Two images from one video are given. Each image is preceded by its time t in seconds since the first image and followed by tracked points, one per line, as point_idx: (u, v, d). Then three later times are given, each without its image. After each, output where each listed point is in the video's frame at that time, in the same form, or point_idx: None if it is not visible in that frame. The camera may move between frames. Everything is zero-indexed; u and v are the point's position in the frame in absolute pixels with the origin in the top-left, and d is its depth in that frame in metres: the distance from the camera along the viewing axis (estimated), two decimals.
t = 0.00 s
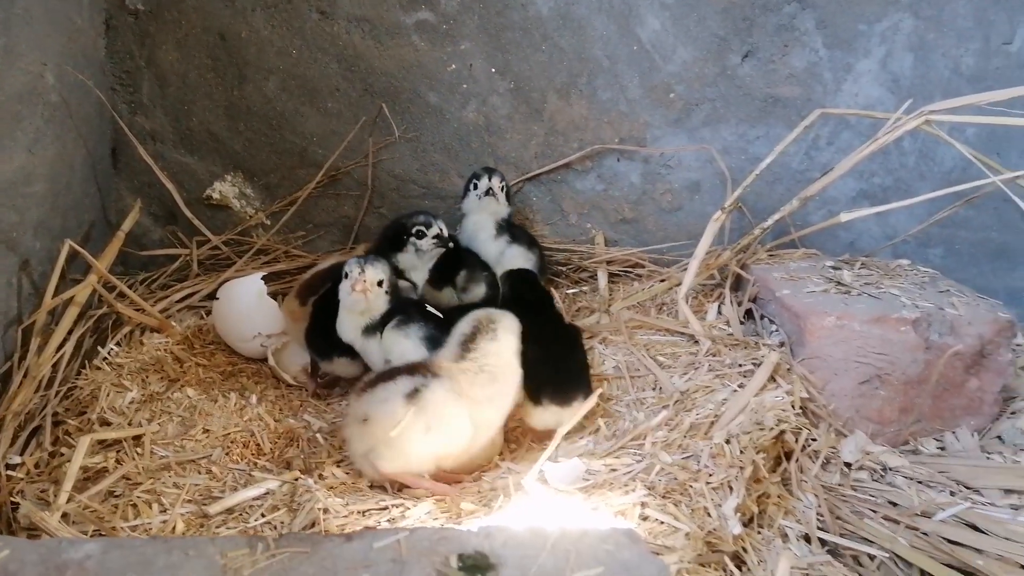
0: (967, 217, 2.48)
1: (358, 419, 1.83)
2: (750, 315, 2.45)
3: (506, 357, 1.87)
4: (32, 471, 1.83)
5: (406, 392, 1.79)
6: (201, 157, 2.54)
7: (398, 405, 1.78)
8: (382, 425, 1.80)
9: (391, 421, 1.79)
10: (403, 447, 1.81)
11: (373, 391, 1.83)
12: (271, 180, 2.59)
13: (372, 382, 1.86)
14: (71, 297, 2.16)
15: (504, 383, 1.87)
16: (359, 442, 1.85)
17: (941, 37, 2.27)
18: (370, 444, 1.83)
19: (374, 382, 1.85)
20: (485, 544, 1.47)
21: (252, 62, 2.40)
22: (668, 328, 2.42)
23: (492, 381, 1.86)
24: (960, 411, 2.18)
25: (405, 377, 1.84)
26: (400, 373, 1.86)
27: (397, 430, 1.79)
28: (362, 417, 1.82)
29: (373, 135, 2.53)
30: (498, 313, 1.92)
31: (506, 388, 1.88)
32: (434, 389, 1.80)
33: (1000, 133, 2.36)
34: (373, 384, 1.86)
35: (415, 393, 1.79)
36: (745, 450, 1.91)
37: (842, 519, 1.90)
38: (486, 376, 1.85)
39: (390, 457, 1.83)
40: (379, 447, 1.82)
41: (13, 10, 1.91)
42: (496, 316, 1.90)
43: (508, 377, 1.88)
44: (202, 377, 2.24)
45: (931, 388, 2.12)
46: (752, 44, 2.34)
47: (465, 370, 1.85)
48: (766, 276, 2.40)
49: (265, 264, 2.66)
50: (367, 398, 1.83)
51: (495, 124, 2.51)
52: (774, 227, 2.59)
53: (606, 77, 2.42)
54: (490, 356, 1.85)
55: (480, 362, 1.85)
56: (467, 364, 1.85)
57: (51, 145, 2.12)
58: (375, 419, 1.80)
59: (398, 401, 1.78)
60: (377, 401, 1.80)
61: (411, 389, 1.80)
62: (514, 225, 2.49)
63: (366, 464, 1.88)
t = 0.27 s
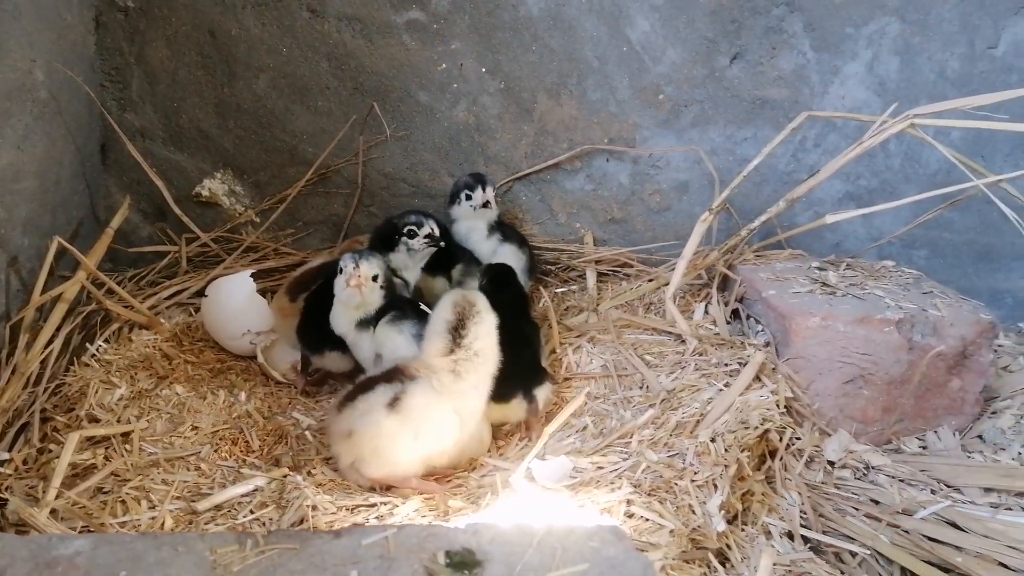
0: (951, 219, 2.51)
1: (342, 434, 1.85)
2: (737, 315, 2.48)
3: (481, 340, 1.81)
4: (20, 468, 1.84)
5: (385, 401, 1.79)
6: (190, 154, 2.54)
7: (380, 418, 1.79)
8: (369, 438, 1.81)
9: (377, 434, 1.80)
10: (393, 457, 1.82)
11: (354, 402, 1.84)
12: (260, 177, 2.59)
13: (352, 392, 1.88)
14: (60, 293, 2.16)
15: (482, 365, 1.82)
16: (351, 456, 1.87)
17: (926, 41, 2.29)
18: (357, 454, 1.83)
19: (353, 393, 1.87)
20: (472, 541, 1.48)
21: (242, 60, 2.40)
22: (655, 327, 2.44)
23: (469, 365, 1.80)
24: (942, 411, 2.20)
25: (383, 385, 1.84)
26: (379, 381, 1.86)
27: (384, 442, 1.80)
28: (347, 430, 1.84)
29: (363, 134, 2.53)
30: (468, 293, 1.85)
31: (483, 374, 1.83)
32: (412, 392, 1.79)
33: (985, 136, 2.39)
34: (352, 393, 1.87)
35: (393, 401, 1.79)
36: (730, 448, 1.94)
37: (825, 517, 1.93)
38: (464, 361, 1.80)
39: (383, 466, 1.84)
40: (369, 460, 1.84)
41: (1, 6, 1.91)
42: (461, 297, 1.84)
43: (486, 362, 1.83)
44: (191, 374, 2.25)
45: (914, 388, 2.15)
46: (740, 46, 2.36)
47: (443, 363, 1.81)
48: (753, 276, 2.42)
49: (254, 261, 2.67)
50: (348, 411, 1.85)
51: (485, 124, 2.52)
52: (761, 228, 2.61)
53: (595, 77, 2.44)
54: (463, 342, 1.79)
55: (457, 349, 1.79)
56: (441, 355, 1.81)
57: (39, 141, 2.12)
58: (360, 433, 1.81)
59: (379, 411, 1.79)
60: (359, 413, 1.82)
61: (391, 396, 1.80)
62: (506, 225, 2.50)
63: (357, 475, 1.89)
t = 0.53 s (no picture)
0: (938, 227, 2.53)
1: (337, 438, 1.83)
2: (725, 321, 2.50)
3: (478, 317, 1.90)
4: (8, 475, 1.85)
5: (384, 398, 1.80)
6: (182, 161, 2.54)
7: (380, 415, 1.78)
8: (368, 438, 1.80)
9: (378, 433, 1.79)
10: (392, 458, 1.81)
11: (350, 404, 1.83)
12: (252, 184, 2.60)
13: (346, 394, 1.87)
14: (50, 300, 2.17)
15: (479, 344, 1.90)
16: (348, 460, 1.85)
17: (914, 50, 2.32)
18: (357, 456, 1.82)
19: (347, 396, 1.86)
20: (460, 547, 1.49)
21: (234, 67, 2.41)
22: (645, 334, 2.46)
23: (469, 343, 1.88)
24: (928, 417, 2.23)
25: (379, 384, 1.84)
26: (376, 379, 1.87)
27: (385, 442, 1.80)
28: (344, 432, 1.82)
29: (355, 141, 2.54)
30: (460, 275, 1.96)
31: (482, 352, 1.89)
32: (411, 386, 1.82)
33: (971, 145, 2.42)
34: (346, 395, 1.87)
35: (393, 398, 1.79)
36: (717, 454, 1.95)
37: (811, 522, 1.95)
38: (463, 338, 1.88)
39: (383, 467, 1.83)
40: (368, 462, 1.83)
41: None
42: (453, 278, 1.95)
43: (484, 339, 1.90)
44: (181, 381, 2.25)
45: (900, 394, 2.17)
46: (730, 55, 2.38)
47: (442, 346, 1.88)
48: (742, 283, 2.44)
49: (245, 268, 2.68)
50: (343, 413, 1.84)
51: (477, 131, 2.54)
52: (750, 235, 2.64)
53: (586, 86, 2.46)
54: (462, 318, 1.88)
55: (456, 327, 1.88)
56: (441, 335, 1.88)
57: (31, 147, 2.12)
58: (360, 434, 1.80)
59: (379, 410, 1.79)
60: (357, 414, 1.81)
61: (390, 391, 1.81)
62: (499, 232, 2.51)
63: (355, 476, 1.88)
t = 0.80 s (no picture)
0: (926, 229, 2.57)
1: (372, 406, 1.80)
2: (716, 321, 2.53)
3: (478, 310, 1.93)
4: (2, 474, 1.85)
5: (421, 370, 1.81)
6: (175, 161, 2.55)
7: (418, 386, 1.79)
8: (405, 408, 1.80)
9: (416, 403, 1.80)
10: (425, 424, 1.84)
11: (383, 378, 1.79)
12: (246, 184, 2.61)
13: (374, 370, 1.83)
14: (44, 299, 2.17)
15: (481, 335, 1.94)
16: (379, 432, 1.84)
17: (901, 54, 2.35)
18: (384, 428, 1.83)
19: (376, 371, 1.82)
20: (454, 545, 1.50)
21: (228, 67, 2.42)
22: (636, 334, 2.48)
23: (472, 334, 1.93)
24: (915, 416, 2.26)
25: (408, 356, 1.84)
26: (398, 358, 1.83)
27: (422, 410, 1.81)
28: (378, 404, 1.80)
29: (349, 141, 2.56)
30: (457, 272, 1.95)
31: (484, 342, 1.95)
32: (440, 363, 1.84)
33: (958, 148, 2.45)
34: (375, 370, 1.83)
35: (427, 374, 1.81)
36: (708, 453, 1.98)
37: (800, 520, 1.98)
38: (467, 332, 1.92)
39: (417, 434, 1.85)
40: (404, 431, 1.83)
41: None
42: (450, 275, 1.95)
43: (483, 332, 1.94)
44: (175, 380, 2.25)
45: (887, 394, 2.20)
46: (720, 58, 2.40)
47: (452, 333, 1.92)
48: (732, 283, 2.47)
49: (240, 267, 2.68)
50: (376, 386, 1.80)
51: (469, 132, 2.55)
52: (740, 236, 2.66)
53: (578, 88, 2.48)
54: (466, 315, 1.91)
55: (458, 324, 1.91)
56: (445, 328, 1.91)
57: (24, 147, 2.13)
58: (394, 408, 1.79)
59: (417, 380, 1.80)
60: (394, 388, 1.78)
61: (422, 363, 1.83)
62: (493, 233, 2.52)
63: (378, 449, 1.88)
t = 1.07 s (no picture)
0: (920, 230, 2.58)
1: (418, 460, 1.77)
2: (710, 322, 2.53)
3: (473, 320, 2.06)
4: None
5: (462, 413, 1.82)
6: (171, 160, 2.55)
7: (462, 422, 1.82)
8: (448, 451, 1.80)
9: (457, 443, 1.81)
10: (464, 465, 1.84)
11: (428, 427, 1.77)
12: (241, 183, 2.60)
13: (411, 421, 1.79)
14: (39, 298, 2.17)
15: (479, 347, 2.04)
16: (423, 484, 1.80)
17: (896, 55, 2.36)
18: (429, 483, 1.80)
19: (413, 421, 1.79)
20: (448, 544, 1.51)
21: (223, 66, 2.42)
22: (631, 334, 2.49)
23: (474, 345, 2.03)
24: (908, 416, 2.27)
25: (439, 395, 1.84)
26: (432, 405, 1.81)
27: (463, 450, 1.83)
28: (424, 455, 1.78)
29: (345, 141, 2.56)
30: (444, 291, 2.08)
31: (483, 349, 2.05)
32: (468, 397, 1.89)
33: (952, 149, 2.46)
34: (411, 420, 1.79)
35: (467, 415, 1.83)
36: (702, 453, 1.98)
37: (793, 520, 1.99)
38: (467, 346, 2.02)
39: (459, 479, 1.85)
40: (448, 477, 1.82)
41: None
42: (433, 293, 2.08)
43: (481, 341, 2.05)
44: (169, 380, 2.25)
45: (880, 394, 2.20)
46: (716, 58, 2.41)
47: (453, 351, 2.01)
48: (726, 284, 2.47)
49: (234, 267, 2.68)
50: (423, 440, 1.77)
51: (466, 132, 2.55)
52: (735, 236, 2.67)
53: (574, 88, 2.48)
54: (463, 329, 2.03)
55: (456, 340, 2.01)
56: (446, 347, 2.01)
57: (19, 146, 2.13)
58: (439, 457, 1.79)
59: (460, 423, 1.81)
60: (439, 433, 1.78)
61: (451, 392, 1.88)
62: (491, 233, 2.52)
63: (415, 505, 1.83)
